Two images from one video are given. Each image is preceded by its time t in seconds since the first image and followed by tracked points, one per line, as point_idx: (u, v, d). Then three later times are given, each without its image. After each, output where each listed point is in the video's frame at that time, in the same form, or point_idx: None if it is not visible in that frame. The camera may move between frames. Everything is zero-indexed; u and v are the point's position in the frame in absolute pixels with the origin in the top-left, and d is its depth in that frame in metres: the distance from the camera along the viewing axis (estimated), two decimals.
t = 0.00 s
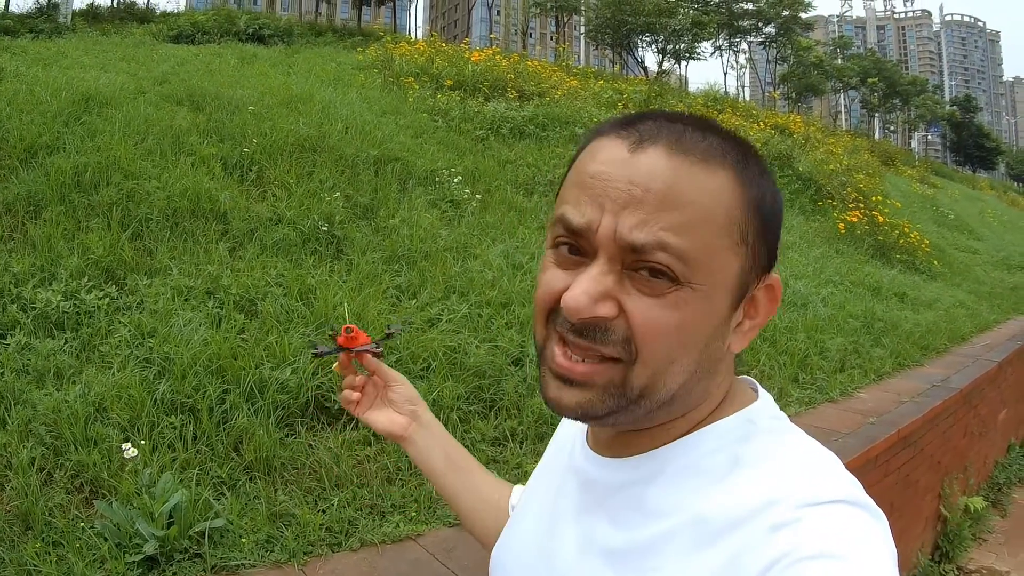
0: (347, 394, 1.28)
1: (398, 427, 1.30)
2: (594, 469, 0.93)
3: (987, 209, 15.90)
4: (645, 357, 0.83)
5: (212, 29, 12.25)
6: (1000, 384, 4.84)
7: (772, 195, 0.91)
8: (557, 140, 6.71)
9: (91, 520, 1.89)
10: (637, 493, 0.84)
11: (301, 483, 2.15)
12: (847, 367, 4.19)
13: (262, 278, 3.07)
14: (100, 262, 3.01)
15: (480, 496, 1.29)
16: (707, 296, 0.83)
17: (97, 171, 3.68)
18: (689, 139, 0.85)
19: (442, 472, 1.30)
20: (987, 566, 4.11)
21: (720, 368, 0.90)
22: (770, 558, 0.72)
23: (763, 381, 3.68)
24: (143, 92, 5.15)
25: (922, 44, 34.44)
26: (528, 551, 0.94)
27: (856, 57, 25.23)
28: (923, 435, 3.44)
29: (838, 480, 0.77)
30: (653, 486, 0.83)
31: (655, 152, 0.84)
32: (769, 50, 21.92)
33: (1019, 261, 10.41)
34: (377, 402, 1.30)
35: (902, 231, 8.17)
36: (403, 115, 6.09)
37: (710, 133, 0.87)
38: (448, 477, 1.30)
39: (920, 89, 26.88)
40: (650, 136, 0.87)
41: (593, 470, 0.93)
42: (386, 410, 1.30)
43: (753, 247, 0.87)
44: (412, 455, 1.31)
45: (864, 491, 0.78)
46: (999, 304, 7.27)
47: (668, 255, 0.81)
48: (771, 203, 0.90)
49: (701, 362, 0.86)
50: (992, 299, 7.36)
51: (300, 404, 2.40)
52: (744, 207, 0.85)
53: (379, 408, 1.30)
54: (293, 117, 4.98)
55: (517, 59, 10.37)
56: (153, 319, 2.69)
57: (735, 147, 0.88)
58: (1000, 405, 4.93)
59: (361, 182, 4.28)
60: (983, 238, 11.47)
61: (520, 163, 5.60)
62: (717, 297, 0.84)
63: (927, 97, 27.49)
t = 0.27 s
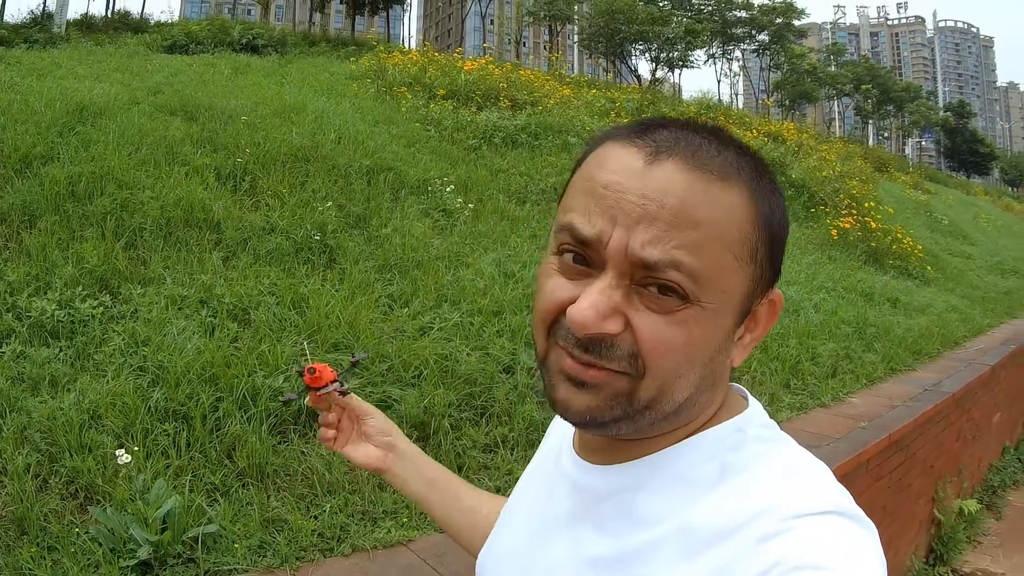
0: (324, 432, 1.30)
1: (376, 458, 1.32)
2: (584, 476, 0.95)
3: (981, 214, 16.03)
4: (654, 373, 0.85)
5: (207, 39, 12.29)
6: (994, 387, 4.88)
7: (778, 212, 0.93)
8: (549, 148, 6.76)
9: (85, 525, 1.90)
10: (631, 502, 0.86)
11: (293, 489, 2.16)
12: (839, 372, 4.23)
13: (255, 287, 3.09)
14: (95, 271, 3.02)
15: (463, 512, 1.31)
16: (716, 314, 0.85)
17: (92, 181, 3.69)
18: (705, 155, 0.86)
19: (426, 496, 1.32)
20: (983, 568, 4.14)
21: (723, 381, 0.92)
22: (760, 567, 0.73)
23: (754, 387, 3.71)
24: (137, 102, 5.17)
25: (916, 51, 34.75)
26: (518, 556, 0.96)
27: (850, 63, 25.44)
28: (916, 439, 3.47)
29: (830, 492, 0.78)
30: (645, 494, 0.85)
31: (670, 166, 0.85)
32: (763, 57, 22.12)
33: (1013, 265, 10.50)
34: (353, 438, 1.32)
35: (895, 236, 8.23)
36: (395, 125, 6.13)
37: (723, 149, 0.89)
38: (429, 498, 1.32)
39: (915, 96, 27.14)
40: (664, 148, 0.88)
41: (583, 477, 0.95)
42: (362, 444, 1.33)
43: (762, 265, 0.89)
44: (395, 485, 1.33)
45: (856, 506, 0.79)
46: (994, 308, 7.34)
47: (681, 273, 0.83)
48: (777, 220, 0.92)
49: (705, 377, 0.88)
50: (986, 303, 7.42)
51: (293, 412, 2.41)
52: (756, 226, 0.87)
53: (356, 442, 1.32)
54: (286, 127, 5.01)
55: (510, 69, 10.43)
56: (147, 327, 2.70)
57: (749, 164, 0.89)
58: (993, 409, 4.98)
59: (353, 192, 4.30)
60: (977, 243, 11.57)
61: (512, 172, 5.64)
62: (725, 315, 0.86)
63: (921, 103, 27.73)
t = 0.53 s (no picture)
0: (302, 539, 1.35)
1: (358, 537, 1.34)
2: (583, 476, 0.96)
3: (968, 216, 16.19)
4: (627, 368, 0.85)
5: (195, 46, 12.27)
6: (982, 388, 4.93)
7: (763, 194, 0.92)
8: (536, 154, 6.79)
9: (78, 525, 1.90)
10: (631, 503, 0.87)
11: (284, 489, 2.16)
12: (827, 372, 4.26)
13: (244, 291, 3.09)
14: (85, 275, 3.02)
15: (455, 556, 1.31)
16: (691, 304, 0.85)
17: (82, 185, 3.68)
18: (672, 140, 0.87)
19: (415, 553, 1.33)
20: (973, 567, 4.14)
21: (710, 371, 0.92)
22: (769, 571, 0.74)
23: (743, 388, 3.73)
24: (127, 107, 5.16)
25: (901, 54, 35.11)
26: (518, 553, 0.98)
27: (836, 68, 25.70)
28: (904, 438, 3.51)
29: (836, 490, 0.79)
30: (643, 492, 0.87)
31: (633, 156, 0.86)
32: (749, 62, 22.32)
33: (1000, 267, 10.61)
34: (329, 530, 1.34)
35: (882, 239, 8.32)
36: (383, 130, 6.14)
37: (692, 132, 0.88)
38: (424, 555, 1.33)
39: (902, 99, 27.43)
40: (630, 137, 0.89)
41: (582, 478, 0.96)
42: (339, 531, 1.34)
43: (745, 249, 0.89)
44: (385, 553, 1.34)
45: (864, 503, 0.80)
46: (981, 309, 7.41)
47: (650, 265, 0.83)
48: (761, 202, 0.91)
49: (685, 369, 0.88)
50: (973, 305, 7.50)
51: (283, 413, 2.42)
52: (731, 210, 0.86)
53: (334, 533, 1.34)
54: (275, 132, 5.01)
55: (498, 75, 10.48)
56: (137, 330, 2.70)
57: (721, 145, 0.89)
58: (982, 409, 5.03)
59: (342, 197, 4.31)
60: (964, 245, 11.68)
61: (499, 177, 5.66)
62: (703, 305, 0.86)
63: (907, 107, 28.00)
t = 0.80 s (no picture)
0: (339, 378, 1.27)
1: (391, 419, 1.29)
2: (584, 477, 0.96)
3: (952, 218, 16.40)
4: (606, 392, 0.84)
5: (183, 41, 12.17)
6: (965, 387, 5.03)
7: (749, 195, 0.87)
8: (524, 152, 6.81)
9: (75, 515, 1.90)
10: (631, 507, 0.87)
11: (278, 480, 2.17)
12: (810, 370, 4.33)
13: (236, 286, 3.09)
14: (77, 269, 3.01)
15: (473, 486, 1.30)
16: (673, 324, 0.82)
17: (74, 179, 3.66)
18: (642, 155, 0.82)
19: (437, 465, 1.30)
20: (957, 564, 4.18)
21: (700, 383, 0.90)
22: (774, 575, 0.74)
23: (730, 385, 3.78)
24: (117, 102, 5.13)
25: (887, 56, 35.47)
26: (522, 553, 0.99)
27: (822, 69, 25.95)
28: (887, 436, 3.58)
29: (840, 490, 0.79)
30: (641, 497, 0.86)
31: (603, 174, 0.82)
32: (735, 62, 22.49)
33: (983, 268, 10.77)
34: (369, 396, 1.29)
35: (867, 240, 8.42)
36: (371, 127, 6.14)
37: (669, 139, 0.83)
38: (441, 470, 1.30)
39: (886, 101, 27.72)
40: (599, 152, 0.84)
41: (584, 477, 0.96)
42: (377, 403, 1.29)
43: (733, 257, 0.85)
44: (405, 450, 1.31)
45: (867, 500, 0.80)
46: (964, 310, 7.53)
47: (625, 289, 0.80)
48: (748, 205, 0.86)
49: (671, 384, 0.86)
50: (956, 305, 7.62)
51: (276, 406, 2.43)
52: (712, 223, 0.82)
53: (371, 400, 1.29)
54: (264, 128, 5.00)
55: (487, 73, 10.50)
56: (131, 324, 2.70)
57: (701, 149, 0.83)
58: (965, 407, 5.14)
59: (331, 193, 4.31)
60: (948, 246, 11.85)
61: (487, 175, 5.67)
62: (686, 323, 0.83)
63: (892, 108, 28.31)
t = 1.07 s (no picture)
0: (381, 352, 1.30)
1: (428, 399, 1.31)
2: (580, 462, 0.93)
3: (934, 226, 16.62)
4: (597, 384, 0.81)
5: (170, 46, 12.10)
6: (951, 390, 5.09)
7: (738, 183, 0.83)
8: (512, 159, 6.83)
9: (75, 513, 1.88)
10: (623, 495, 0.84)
11: (278, 479, 2.15)
12: (800, 373, 4.36)
13: (230, 288, 3.07)
14: (72, 270, 2.98)
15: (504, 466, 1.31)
16: (662, 314, 0.79)
17: (67, 181, 3.63)
18: (627, 146, 0.79)
19: (470, 446, 1.32)
20: (944, 564, 4.22)
21: (694, 374, 0.86)
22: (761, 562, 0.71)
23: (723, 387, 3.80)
24: (106, 105, 5.09)
25: (870, 65, 35.95)
26: (519, 545, 0.96)
27: (805, 78, 26.25)
28: (877, 437, 3.61)
29: (834, 476, 0.75)
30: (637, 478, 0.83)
31: (588, 167, 0.79)
32: (719, 70, 22.70)
33: (966, 275, 10.91)
34: (408, 373, 1.31)
35: (852, 246, 8.52)
36: (360, 133, 6.14)
37: (654, 130, 0.80)
38: (475, 450, 1.32)
39: (870, 109, 28.05)
40: (585, 144, 0.81)
41: (579, 464, 0.93)
42: (415, 381, 1.31)
43: (723, 244, 0.81)
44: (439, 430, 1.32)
45: (862, 487, 0.75)
46: (948, 315, 7.62)
47: (612, 280, 0.77)
48: (736, 192, 0.82)
49: (664, 374, 0.82)
50: (941, 311, 7.71)
51: (274, 406, 2.41)
52: (699, 210, 0.78)
53: (409, 377, 1.31)
54: (254, 133, 4.99)
55: (474, 80, 10.53)
56: (126, 324, 2.68)
57: (687, 139, 0.80)
58: (951, 410, 5.19)
59: (321, 198, 4.30)
60: (931, 254, 12.00)
61: (476, 181, 5.69)
62: (677, 312, 0.80)
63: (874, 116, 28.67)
